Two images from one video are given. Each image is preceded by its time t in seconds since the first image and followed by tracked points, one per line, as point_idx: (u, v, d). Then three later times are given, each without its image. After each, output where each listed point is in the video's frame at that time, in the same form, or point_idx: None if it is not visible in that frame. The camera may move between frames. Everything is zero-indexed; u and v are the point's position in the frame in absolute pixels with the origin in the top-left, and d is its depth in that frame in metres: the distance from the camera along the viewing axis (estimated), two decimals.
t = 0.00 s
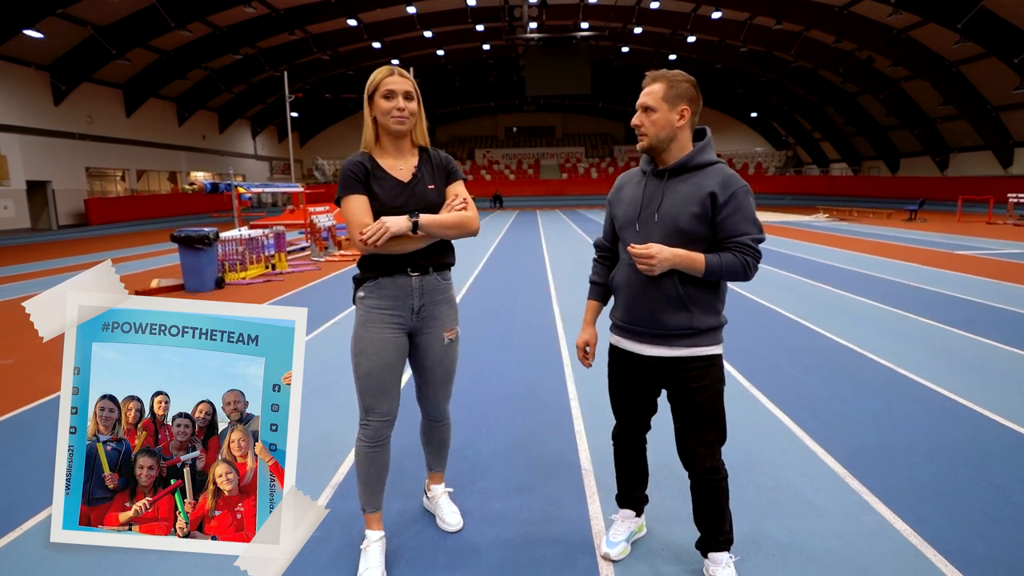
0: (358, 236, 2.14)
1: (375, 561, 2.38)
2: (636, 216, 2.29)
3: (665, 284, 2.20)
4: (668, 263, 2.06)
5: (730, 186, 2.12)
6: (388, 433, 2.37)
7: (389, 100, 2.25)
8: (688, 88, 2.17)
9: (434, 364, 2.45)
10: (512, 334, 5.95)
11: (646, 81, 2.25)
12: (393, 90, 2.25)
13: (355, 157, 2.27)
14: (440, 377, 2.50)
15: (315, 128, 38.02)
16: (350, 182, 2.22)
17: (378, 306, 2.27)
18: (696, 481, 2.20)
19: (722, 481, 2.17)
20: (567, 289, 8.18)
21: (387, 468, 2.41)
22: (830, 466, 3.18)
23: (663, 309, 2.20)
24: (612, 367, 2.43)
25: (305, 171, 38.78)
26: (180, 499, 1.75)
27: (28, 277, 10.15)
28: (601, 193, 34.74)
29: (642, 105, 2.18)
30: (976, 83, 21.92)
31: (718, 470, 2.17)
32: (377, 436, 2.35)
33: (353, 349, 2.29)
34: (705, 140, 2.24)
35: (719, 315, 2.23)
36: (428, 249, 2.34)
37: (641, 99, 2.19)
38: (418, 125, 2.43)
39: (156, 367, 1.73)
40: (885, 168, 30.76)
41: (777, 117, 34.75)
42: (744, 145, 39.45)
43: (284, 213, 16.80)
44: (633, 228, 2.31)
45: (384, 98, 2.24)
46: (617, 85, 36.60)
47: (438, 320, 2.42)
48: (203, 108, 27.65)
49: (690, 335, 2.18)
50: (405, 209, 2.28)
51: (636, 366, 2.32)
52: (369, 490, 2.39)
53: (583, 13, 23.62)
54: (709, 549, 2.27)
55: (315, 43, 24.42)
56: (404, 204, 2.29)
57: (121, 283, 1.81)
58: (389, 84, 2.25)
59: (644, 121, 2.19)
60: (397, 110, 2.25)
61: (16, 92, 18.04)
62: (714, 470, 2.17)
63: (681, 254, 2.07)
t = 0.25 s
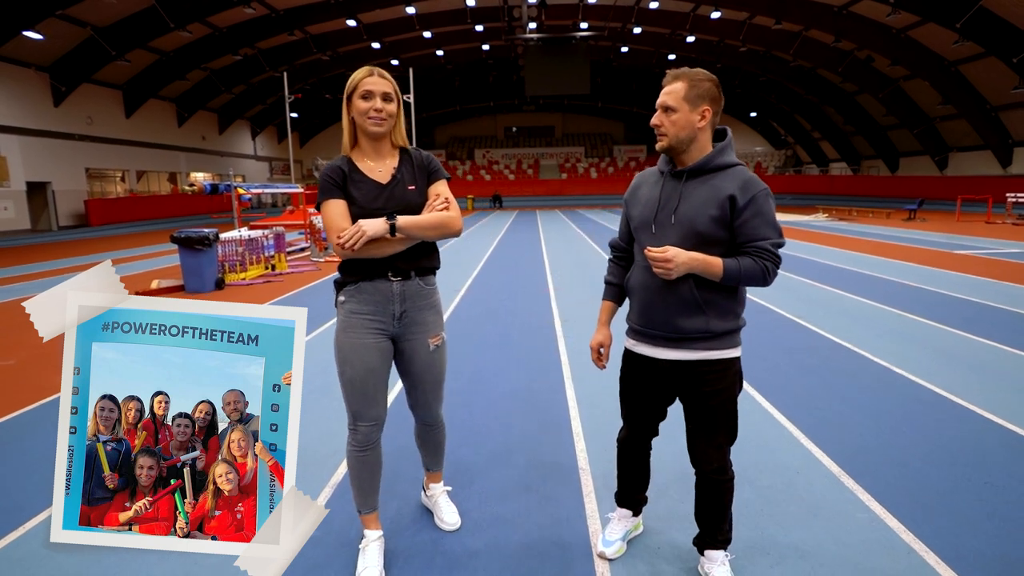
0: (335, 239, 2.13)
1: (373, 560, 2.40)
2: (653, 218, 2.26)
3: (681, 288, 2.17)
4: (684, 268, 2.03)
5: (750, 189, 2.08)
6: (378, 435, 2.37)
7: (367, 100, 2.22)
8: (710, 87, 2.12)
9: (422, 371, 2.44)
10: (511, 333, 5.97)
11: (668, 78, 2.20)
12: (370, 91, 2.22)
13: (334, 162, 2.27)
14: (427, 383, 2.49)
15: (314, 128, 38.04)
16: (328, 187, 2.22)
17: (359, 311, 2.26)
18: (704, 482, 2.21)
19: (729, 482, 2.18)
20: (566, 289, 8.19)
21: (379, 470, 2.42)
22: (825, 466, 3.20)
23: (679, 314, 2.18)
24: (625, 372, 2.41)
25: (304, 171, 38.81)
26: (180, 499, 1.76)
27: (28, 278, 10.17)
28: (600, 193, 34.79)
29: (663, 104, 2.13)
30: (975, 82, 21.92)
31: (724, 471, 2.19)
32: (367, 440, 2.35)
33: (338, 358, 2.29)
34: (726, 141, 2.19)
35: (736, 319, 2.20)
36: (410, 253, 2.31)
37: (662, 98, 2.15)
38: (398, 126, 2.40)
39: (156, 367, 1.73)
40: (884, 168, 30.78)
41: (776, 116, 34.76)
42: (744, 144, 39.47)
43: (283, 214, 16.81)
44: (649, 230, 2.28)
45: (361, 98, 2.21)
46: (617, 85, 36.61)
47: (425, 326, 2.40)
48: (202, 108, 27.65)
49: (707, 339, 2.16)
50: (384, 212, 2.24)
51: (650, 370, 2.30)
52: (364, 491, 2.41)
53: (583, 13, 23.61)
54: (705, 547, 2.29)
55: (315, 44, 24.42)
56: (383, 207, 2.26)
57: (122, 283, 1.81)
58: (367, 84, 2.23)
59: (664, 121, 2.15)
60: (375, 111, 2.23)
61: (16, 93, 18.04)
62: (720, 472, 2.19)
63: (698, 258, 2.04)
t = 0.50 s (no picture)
0: (311, 241, 2.13)
1: (370, 559, 2.42)
2: (666, 219, 2.24)
3: (696, 291, 2.16)
4: (702, 271, 2.01)
5: (767, 191, 2.07)
6: (370, 436, 2.39)
7: (348, 100, 2.22)
8: (724, 88, 2.11)
9: (410, 372, 2.44)
10: (509, 333, 5.98)
11: (680, 78, 2.18)
12: (352, 90, 2.22)
13: (315, 163, 2.29)
14: (417, 384, 2.49)
15: (314, 129, 38.04)
16: (309, 189, 2.23)
17: (342, 316, 2.25)
18: (705, 481, 2.23)
19: (731, 480, 2.21)
20: (565, 289, 8.20)
21: (372, 470, 2.43)
22: (820, 464, 3.22)
23: (693, 316, 2.17)
24: (632, 374, 2.41)
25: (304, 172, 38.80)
26: (180, 500, 1.76)
27: (28, 279, 10.17)
28: (600, 193, 34.79)
29: (676, 104, 2.12)
30: (974, 81, 21.93)
31: (726, 470, 2.21)
32: (359, 441, 2.36)
33: (324, 361, 2.29)
34: (739, 142, 2.18)
35: (748, 321, 2.20)
36: (391, 255, 2.31)
37: (675, 98, 2.13)
38: (381, 126, 2.39)
39: (157, 367, 1.73)
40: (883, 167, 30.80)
41: (776, 116, 34.77)
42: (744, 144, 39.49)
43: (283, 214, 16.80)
44: (663, 232, 2.26)
45: (342, 97, 2.21)
46: (616, 85, 36.61)
47: (411, 327, 2.40)
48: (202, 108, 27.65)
49: (719, 341, 2.16)
50: (363, 213, 2.25)
51: (658, 372, 2.30)
52: (357, 490, 2.44)
53: (582, 14, 23.63)
54: (700, 543, 2.31)
55: (315, 44, 24.44)
56: (362, 208, 2.27)
57: (122, 283, 1.81)
58: (348, 84, 2.23)
59: (677, 121, 2.13)
60: (356, 111, 2.22)
61: (15, 94, 18.08)
62: (724, 470, 2.21)
63: (715, 262, 2.02)
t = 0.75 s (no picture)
0: (295, 242, 2.14)
1: (367, 554, 2.45)
2: (677, 218, 2.23)
3: (709, 290, 2.15)
4: (718, 271, 2.00)
5: (780, 190, 2.08)
6: (363, 434, 2.41)
7: (333, 99, 2.22)
8: (736, 86, 2.11)
9: (401, 370, 2.45)
10: (508, 333, 6.00)
11: (692, 75, 2.18)
12: (338, 89, 2.21)
13: (299, 162, 2.28)
14: (409, 382, 2.49)
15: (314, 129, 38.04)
16: (293, 188, 2.23)
17: (330, 315, 2.26)
18: (703, 477, 2.26)
19: (729, 475, 2.23)
20: (564, 288, 8.22)
21: (366, 467, 2.46)
22: (813, 460, 3.26)
23: (705, 315, 2.16)
24: (634, 372, 2.39)
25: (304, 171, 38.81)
26: (180, 500, 1.77)
27: (27, 278, 10.17)
28: (600, 193, 34.80)
29: (687, 102, 2.11)
30: (973, 81, 21.94)
31: (724, 465, 2.23)
32: (352, 439, 2.39)
33: (314, 361, 2.30)
34: (749, 140, 2.18)
35: (757, 318, 2.21)
36: (376, 254, 2.31)
37: (686, 96, 2.13)
38: (366, 125, 2.39)
39: (156, 367, 1.74)
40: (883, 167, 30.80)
41: (775, 116, 34.78)
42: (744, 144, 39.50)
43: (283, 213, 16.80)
44: (674, 231, 2.25)
45: (327, 96, 2.20)
46: (616, 85, 36.61)
47: (398, 324, 2.40)
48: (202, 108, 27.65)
49: (730, 340, 2.16)
50: (346, 213, 2.26)
51: (663, 370, 2.29)
52: (353, 487, 2.46)
53: (582, 14, 23.65)
54: (694, 537, 2.34)
55: (314, 44, 24.43)
56: (345, 208, 2.27)
57: (122, 283, 1.82)
58: (334, 82, 2.22)
59: (688, 120, 2.13)
60: (341, 110, 2.22)
61: (15, 95, 18.04)
62: (722, 466, 2.23)
63: (731, 262, 2.02)
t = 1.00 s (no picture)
0: (289, 243, 2.14)
1: (366, 547, 2.50)
2: (677, 216, 2.23)
3: (709, 289, 2.16)
4: (718, 272, 2.00)
5: (780, 192, 2.09)
6: (358, 431, 2.44)
7: (331, 100, 2.23)
8: (737, 85, 2.11)
9: (395, 367, 2.43)
10: (507, 333, 6.02)
11: (694, 75, 2.19)
12: (335, 90, 2.23)
13: (287, 163, 2.27)
14: (404, 379, 2.47)
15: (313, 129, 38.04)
16: (283, 189, 2.22)
17: (321, 315, 2.27)
18: (698, 471, 2.30)
19: (722, 469, 2.28)
20: (563, 288, 8.23)
21: (363, 463, 2.50)
22: (807, 457, 3.31)
23: (703, 313, 2.17)
24: (630, 369, 2.38)
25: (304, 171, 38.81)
26: (180, 499, 1.77)
27: (27, 278, 10.18)
28: (599, 192, 34.82)
29: (688, 101, 2.12)
30: (972, 81, 21.94)
31: (719, 459, 2.27)
32: (348, 436, 2.42)
33: (308, 361, 2.30)
34: (750, 140, 2.19)
35: (752, 316, 2.22)
36: (369, 252, 2.32)
37: (687, 96, 2.14)
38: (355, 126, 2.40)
39: (157, 367, 1.75)
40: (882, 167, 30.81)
41: (775, 116, 34.79)
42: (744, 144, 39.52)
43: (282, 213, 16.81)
44: (674, 228, 2.25)
45: (325, 96, 2.22)
46: (616, 84, 36.62)
47: (390, 320, 2.40)
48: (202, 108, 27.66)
49: (726, 338, 2.17)
50: (338, 214, 2.26)
51: (661, 366, 2.28)
52: (349, 484, 2.50)
53: (582, 14, 23.65)
54: (688, 530, 2.40)
55: (314, 44, 24.44)
56: (335, 208, 2.27)
57: (121, 283, 1.83)
58: (331, 83, 2.23)
59: (690, 119, 2.14)
60: (340, 111, 2.24)
61: (15, 95, 18.03)
62: (716, 460, 2.27)
63: (730, 262, 2.02)
